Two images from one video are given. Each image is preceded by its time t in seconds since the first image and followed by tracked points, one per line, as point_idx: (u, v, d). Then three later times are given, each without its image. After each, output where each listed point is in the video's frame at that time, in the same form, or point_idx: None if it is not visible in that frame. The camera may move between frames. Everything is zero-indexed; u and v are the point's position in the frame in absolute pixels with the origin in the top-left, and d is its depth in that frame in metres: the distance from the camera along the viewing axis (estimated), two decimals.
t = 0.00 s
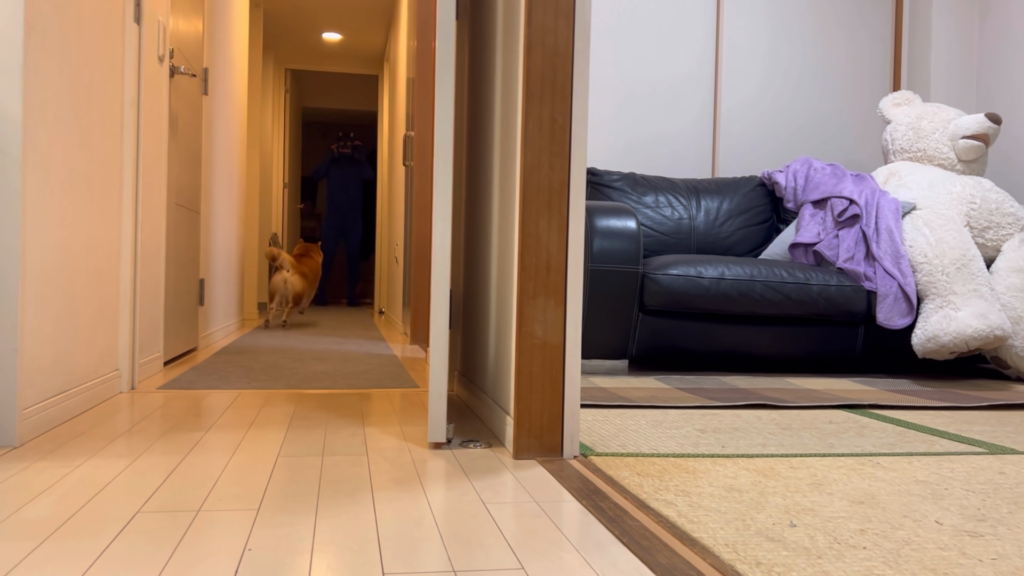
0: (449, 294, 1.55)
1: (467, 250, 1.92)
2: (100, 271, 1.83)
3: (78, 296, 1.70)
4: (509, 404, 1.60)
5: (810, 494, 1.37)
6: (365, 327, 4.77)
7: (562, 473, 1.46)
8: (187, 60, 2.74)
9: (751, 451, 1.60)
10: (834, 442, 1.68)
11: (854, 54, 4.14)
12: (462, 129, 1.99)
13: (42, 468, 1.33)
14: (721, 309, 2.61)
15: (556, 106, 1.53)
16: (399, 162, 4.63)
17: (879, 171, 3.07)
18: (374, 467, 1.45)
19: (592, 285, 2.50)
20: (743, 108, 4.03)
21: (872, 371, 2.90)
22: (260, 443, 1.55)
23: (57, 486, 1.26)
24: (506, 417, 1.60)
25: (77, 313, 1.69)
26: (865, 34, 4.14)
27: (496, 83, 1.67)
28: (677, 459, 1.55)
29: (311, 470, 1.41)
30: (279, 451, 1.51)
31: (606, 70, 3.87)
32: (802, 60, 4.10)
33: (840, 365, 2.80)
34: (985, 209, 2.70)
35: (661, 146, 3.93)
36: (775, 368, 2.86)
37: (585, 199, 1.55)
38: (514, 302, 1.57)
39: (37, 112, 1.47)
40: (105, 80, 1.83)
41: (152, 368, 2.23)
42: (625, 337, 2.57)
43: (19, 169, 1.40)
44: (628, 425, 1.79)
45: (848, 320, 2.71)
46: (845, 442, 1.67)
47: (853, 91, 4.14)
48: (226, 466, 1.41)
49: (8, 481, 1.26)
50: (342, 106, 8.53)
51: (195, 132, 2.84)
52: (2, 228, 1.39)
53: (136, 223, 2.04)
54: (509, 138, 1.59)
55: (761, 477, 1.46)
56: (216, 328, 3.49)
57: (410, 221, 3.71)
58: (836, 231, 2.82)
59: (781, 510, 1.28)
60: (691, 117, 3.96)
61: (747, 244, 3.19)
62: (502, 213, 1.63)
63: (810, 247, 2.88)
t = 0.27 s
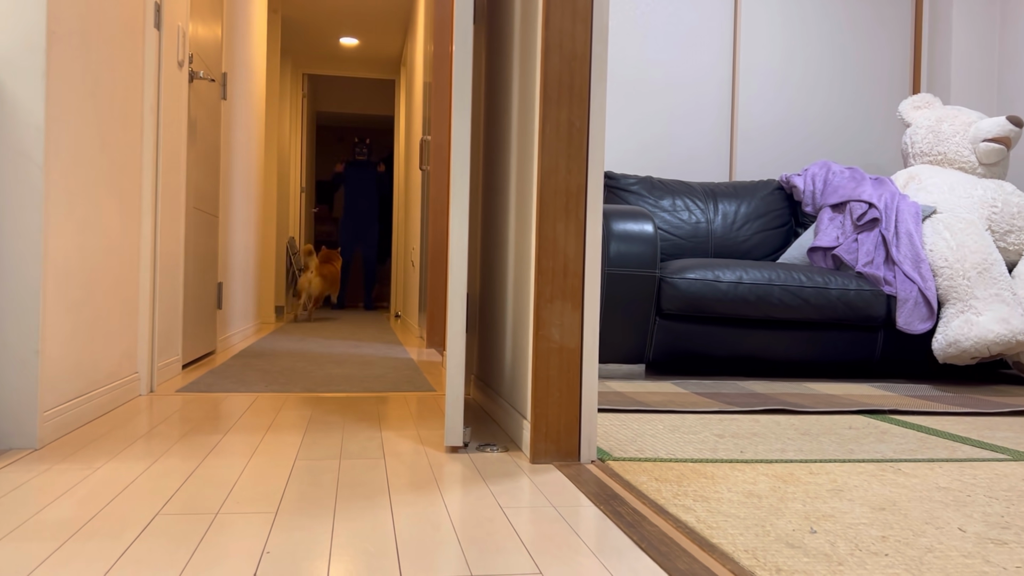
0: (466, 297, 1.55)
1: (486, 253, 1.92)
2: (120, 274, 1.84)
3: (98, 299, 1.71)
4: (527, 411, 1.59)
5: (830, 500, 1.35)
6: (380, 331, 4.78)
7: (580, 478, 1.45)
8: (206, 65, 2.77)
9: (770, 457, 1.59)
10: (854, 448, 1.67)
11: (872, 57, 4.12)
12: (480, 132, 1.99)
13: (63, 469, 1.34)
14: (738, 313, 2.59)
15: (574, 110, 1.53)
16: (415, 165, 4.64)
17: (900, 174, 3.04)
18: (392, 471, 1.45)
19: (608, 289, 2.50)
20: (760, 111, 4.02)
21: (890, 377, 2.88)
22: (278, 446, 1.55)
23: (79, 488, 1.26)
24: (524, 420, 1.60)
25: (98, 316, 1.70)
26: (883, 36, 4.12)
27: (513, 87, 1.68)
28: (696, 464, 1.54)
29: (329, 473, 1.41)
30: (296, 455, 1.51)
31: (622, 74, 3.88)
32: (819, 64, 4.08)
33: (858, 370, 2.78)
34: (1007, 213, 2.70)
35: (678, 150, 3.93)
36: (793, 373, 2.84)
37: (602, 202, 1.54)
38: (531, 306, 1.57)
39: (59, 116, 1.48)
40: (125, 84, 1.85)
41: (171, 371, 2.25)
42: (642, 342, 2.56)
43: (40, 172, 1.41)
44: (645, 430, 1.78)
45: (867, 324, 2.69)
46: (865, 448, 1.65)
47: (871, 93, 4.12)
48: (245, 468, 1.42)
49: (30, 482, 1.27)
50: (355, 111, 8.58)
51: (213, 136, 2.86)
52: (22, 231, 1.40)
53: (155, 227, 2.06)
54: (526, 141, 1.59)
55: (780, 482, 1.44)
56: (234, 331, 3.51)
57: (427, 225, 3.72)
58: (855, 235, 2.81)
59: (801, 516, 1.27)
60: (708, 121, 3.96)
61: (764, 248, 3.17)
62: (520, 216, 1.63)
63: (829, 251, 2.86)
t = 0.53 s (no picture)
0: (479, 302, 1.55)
1: (501, 258, 1.92)
2: (136, 278, 1.86)
3: (115, 303, 1.72)
4: (539, 414, 1.60)
5: (846, 507, 1.34)
6: (394, 335, 4.79)
7: (593, 484, 1.44)
8: (223, 71, 2.79)
9: (785, 463, 1.58)
10: (870, 455, 1.65)
11: (888, 61, 4.10)
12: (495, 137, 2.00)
13: (79, 472, 1.35)
14: (753, 318, 2.58)
15: (588, 115, 1.53)
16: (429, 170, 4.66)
17: (916, 180, 3.02)
18: (405, 475, 1.45)
19: (622, 294, 2.50)
20: (775, 116, 4.01)
21: (906, 383, 2.85)
22: (292, 450, 1.56)
23: (94, 490, 1.27)
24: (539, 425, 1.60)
25: (114, 319, 1.72)
26: (899, 41, 4.10)
27: (527, 92, 1.68)
28: (710, 470, 1.53)
29: (342, 477, 1.42)
30: (310, 459, 1.51)
31: (636, 78, 3.88)
32: (834, 68, 4.07)
33: (874, 376, 2.76)
34: None
35: (692, 154, 3.92)
36: (808, 379, 2.83)
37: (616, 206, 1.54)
38: (544, 310, 1.56)
39: (76, 122, 1.50)
40: (142, 90, 1.87)
41: (186, 374, 2.26)
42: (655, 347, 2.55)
43: (57, 177, 1.42)
44: (659, 435, 1.77)
45: (883, 330, 2.67)
46: (882, 455, 1.64)
47: (886, 97, 4.09)
48: (258, 472, 1.42)
49: (47, 484, 1.28)
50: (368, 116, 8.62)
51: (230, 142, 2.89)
52: (40, 234, 1.42)
53: (171, 232, 2.08)
54: (540, 146, 1.59)
55: (795, 489, 1.43)
56: (249, 335, 3.53)
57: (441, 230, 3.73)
58: (871, 240, 2.78)
59: (817, 523, 1.26)
60: (722, 125, 3.95)
61: (779, 252, 3.15)
62: (534, 220, 1.63)
63: (845, 256, 2.83)
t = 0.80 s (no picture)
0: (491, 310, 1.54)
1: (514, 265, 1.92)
2: (150, 284, 1.87)
3: (128, 309, 1.73)
4: (551, 422, 1.60)
5: (861, 518, 1.32)
6: (406, 340, 4.80)
7: (604, 493, 1.44)
8: (236, 78, 2.81)
9: (798, 473, 1.56)
10: (885, 464, 1.63)
11: (903, 66, 4.07)
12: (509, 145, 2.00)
13: (92, 478, 1.36)
14: (766, 326, 2.56)
15: (600, 123, 1.53)
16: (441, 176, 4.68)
17: (932, 185, 2.98)
18: (415, 483, 1.45)
19: (634, 300, 2.49)
20: (789, 121, 3.99)
21: (920, 390, 2.83)
22: (303, 458, 1.56)
23: (107, 496, 1.28)
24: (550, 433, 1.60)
25: (128, 325, 1.73)
26: (914, 45, 4.08)
27: (539, 99, 1.68)
28: (722, 480, 1.52)
29: (353, 485, 1.42)
30: (321, 466, 1.51)
31: (648, 84, 3.87)
32: (848, 73, 4.04)
33: (888, 384, 2.73)
34: None
35: (705, 160, 3.91)
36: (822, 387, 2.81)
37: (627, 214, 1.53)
38: (555, 318, 1.56)
39: (91, 129, 1.51)
40: (156, 98, 1.88)
41: (199, 380, 2.27)
42: (668, 354, 2.55)
43: (71, 184, 1.43)
44: (672, 444, 1.76)
45: (897, 337, 2.64)
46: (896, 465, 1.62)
47: (901, 102, 4.07)
48: (270, 479, 1.42)
49: (60, 490, 1.29)
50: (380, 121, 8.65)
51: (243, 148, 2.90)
52: (55, 241, 1.43)
53: (185, 239, 2.09)
54: (552, 154, 1.59)
55: (809, 499, 1.42)
56: (262, 340, 3.55)
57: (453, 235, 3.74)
58: (885, 247, 2.77)
59: (831, 534, 1.24)
60: (735, 130, 3.94)
61: (793, 259, 3.14)
62: (545, 227, 1.63)
63: (859, 263, 2.81)
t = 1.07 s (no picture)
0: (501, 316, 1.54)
1: (524, 271, 1.92)
2: (161, 288, 1.88)
3: (140, 312, 1.74)
4: (559, 429, 1.58)
5: (872, 525, 1.31)
6: (415, 344, 4.80)
7: (614, 498, 1.43)
8: (248, 83, 2.82)
9: (809, 479, 1.55)
10: (896, 471, 1.62)
11: (915, 70, 4.05)
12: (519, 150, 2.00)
13: (102, 481, 1.37)
14: (777, 331, 2.55)
15: (610, 128, 1.52)
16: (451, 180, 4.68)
17: (944, 190, 2.96)
18: (425, 488, 1.45)
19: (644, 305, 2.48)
20: (800, 125, 3.98)
21: (931, 396, 2.81)
22: (313, 462, 1.56)
23: (117, 500, 1.28)
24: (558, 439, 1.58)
25: (139, 329, 1.74)
26: (927, 49, 4.05)
27: (550, 105, 1.68)
28: (732, 486, 1.52)
29: (363, 489, 1.42)
30: (330, 470, 1.52)
31: (658, 88, 3.87)
32: (859, 77, 4.02)
33: (899, 389, 2.72)
34: None
35: (715, 164, 3.90)
36: (833, 392, 2.80)
37: (637, 218, 1.53)
38: (565, 322, 1.56)
39: (104, 134, 1.52)
40: (168, 104, 1.89)
41: (210, 383, 2.28)
42: (678, 359, 2.54)
43: (84, 188, 1.44)
44: (681, 449, 1.76)
45: (909, 343, 2.62)
46: (908, 471, 1.61)
47: (913, 106, 4.04)
48: (279, 483, 1.43)
49: (71, 493, 1.30)
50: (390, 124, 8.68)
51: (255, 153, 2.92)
52: (67, 244, 1.44)
53: (197, 243, 2.10)
54: (562, 159, 1.59)
55: (819, 506, 1.41)
56: (272, 344, 3.56)
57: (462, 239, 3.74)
58: (897, 252, 2.75)
59: (842, 540, 1.23)
60: (745, 135, 3.92)
61: (803, 264, 3.12)
62: (555, 232, 1.62)
63: (871, 268, 2.80)
